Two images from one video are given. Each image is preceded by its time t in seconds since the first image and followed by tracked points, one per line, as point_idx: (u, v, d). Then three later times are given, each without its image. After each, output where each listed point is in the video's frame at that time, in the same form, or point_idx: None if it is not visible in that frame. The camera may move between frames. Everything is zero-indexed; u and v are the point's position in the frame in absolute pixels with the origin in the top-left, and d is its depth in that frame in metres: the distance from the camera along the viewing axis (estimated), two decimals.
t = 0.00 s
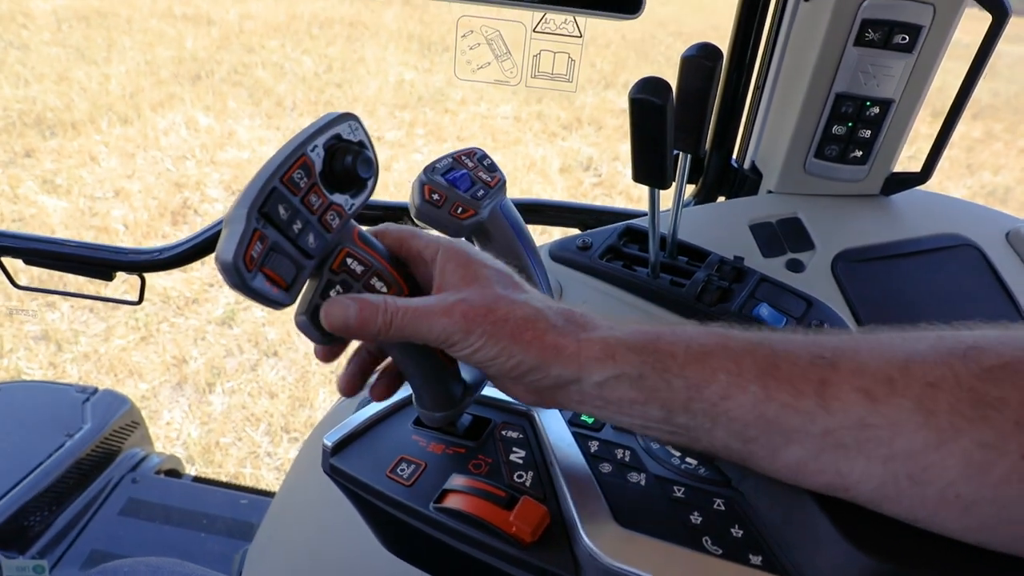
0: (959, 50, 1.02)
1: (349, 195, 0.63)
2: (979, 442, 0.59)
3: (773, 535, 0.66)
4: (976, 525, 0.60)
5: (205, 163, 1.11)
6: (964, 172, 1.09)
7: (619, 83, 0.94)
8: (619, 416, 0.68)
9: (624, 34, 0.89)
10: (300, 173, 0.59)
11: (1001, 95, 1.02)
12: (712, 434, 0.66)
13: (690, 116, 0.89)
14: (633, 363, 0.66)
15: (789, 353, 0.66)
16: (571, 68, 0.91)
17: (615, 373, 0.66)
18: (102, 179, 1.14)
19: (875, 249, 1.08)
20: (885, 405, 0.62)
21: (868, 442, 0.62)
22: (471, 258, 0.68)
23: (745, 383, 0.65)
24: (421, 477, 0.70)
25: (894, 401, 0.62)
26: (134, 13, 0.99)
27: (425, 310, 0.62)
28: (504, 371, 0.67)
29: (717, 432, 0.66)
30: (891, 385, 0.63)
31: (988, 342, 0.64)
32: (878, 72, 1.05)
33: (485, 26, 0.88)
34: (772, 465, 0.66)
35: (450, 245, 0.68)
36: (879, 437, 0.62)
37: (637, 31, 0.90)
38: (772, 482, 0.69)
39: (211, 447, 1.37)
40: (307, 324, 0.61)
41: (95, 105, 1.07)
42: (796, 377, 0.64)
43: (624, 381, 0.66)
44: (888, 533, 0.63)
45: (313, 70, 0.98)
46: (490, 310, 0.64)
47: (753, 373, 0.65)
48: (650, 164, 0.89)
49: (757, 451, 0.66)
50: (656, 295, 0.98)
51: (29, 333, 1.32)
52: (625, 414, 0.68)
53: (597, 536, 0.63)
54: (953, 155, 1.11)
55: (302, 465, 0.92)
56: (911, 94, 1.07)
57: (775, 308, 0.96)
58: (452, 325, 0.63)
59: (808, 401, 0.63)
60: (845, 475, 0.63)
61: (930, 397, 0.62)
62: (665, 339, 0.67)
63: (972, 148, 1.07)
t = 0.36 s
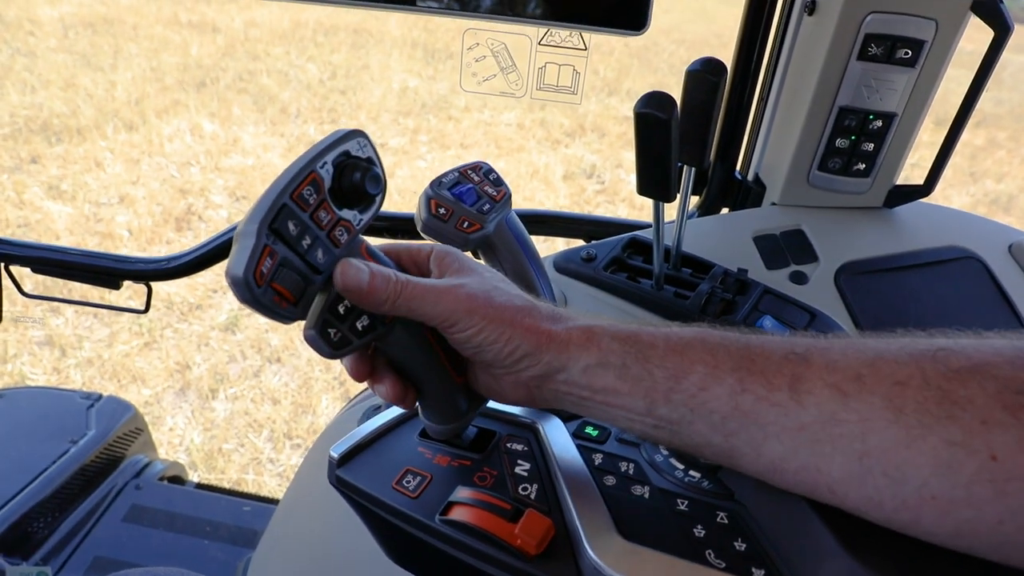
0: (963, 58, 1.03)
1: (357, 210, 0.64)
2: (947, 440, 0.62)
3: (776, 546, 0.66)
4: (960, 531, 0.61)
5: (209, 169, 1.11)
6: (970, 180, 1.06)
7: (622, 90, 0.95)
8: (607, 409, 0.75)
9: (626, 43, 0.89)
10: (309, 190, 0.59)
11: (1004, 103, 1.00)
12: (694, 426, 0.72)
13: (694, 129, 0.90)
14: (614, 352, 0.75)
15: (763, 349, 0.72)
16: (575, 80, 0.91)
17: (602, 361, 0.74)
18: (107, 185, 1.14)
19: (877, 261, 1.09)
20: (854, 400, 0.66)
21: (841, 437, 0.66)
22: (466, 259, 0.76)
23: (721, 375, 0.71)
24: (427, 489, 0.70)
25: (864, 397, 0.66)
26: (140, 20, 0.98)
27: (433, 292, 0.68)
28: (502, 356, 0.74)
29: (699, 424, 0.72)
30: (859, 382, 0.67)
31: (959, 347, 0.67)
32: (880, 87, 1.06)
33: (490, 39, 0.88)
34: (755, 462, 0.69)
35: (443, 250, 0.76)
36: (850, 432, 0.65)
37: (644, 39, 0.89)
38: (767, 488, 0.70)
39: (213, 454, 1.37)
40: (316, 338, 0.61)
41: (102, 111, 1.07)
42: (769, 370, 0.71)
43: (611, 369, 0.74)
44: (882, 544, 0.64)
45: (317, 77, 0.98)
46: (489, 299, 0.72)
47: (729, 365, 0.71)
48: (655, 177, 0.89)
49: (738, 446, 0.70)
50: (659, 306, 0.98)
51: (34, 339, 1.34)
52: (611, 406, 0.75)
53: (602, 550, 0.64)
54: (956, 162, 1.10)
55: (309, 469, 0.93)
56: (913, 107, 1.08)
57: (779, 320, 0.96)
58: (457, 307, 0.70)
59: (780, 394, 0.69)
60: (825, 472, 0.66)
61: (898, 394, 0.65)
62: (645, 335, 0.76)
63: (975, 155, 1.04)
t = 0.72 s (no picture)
0: (961, 65, 1.04)
1: (364, 218, 0.65)
2: (936, 445, 0.63)
3: (777, 550, 0.66)
4: (952, 535, 0.62)
5: (213, 174, 1.12)
6: (968, 184, 1.12)
7: (623, 96, 0.96)
8: (603, 411, 0.75)
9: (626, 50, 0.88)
10: (316, 199, 0.60)
11: (1002, 109, 1.04)
12: (688, 429, 0.72)
13: (695, 136, 0.90)
14: (608, 354, 0.75)
15: (756, 353, 0.73)
16: (578, 87, 0.93)
17: (595, 361, 0.75)
18: (112, 190, 1.16)
19: (876, 267, 1.10)
20: (844, 406, 0.67)
21: (831, 442, 0.67)
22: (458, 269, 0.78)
23: (714, 379, 0.72)
24: (432, 493, 0.71)
25: (854, 402, 0.67)
26: (144, 26, 0.99)
27: (424, 299, 0.69)
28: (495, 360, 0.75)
29: (693, 428, 0.72)
30: (849, 387, 0.68)
31: (949, 351, 0.68)
32: (879, 95, 1.07)
33: (493, 47, 0.89)
34: (748, 466, 0.70)
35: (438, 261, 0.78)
36: (839, 438, 0.66)
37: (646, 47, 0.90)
38: (767, 493, 0.71)
39: (218, 457, 1.39)
40: (324, 345, 0.62)
41: (107, 117, 1.08)
42: (761, 374, 0.71)
43: (604, 370, 0.75)
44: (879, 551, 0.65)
45: (320, 83, 0.99)
46: (481, 303, 0.74)
47: (722, 368, 0.72)
48: (657, 185, 0.90)
49: (731, 451, 0.71)
50: (660, 313, 0.99)
51: (39, 343, 1.36)
52: (606, 409, 0.75)
53: (605, 554, 0.64)
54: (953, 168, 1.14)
55: (313, 472, 0.93)
56: (913, 114, 1.08)
57: (779, 325, 0.97)
58: (449, 311, 0.71)
59: (771, 399, 0.70)
60: (817, 476, 0.67)
61: (888, 399, 0.66)
62: (638, 338, 0.76)
63: (973, 160, 1.10)
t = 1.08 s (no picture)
0: (954, 67, 1.06)
1: (367, 215, 0.67)
2: (946, 438, 0.65)
3: (775, 544, 0.67)
4: (955, 526, 0.64)
5: (219, 176, 1.13)
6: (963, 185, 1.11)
7: (623, 98, 0.97)
8: (614, 405, 0.77)
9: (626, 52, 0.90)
10: (321, 196, 0.62)
11: (996, 112, 1.03)
12: (698, 424, 0.74)
13: (694, 137, 0.93)
14: (620, 348, 0.76)
15: (767, 349, 0.75)
16: (578, 88, 0.94)
17: (609, 356, 0.76)
18: (119, 190, 1.17)
19: (873, 266, 1.11)
20: (854, 400, 0.69)
21: (840, 435, 0.68)
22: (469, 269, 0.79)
23: (726, 373, 0.74)
24: (434, 486, 0.72)
25: (862, 396, 0.69)
26: (152, 29, 1.02)
27: (432, 302, 0.71)
28: (510, 356, 0.76)
29: (703, 422, 0.74)
30: (859, 381, 0.70)
31: (957, 348, 0.70)
32: (875, 95, 1.08)
33: (494, 48, 0.90)
34: (755, 459, 0.71)
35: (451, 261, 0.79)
36: (849, 431, 0.68)
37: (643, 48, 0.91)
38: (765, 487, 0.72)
39: (222, 452, 1.41)
40: (328, 339, 0.64)
41: (113, 118, 1.10)
42: (772, 369, 0.73)
43: (618, 365, 0.76)
44: (884, 545, 0.65)
45: (324, 85, 1.01)
46: (491, 302, 0.75)
47: (734, 364, 0.73)
48: (656, 184, 0.93)
49: (740, 444, 0.72)
50: (659, 311, 1.01)
51: (47, 340, 1.40)
52: (620, 404, 0.77)
53: (604, 547, 0.66)
54: (948, 169, 1.15)
55: (316, 471, 0.95)
56: (908, 116, 1.10)
57: (777, 322, 0.99)
58: (457, 313, 0.72)
59: (782, 393, 0.71)
60: (824, 468, 0.68)
61: (898, 393, 0.68)
62: (650, 333, 0.78)
63: (970, 162, 1.09)
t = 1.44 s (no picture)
0: (955, 66, 1.05)
1: (365, 212, 0.66)
2: (934, 441, 0.64)
3: (774, 541, 0.67)
4: (942, 526, 0.62)
5: (217, 174, 1.13)
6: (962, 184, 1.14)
7: (622, 97, 0.97)
8: (596, 393, 0.75)
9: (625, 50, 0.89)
10: (318, 192, 0.61)
11: (995, 111, 1.05)
12: (683, 419, 0.72)
13: (692, 135, 0.93)
14: (605, 339, 0.74)
15: (756, 344, 0.73)
16: (577, 86, 0.94)
17: (592, 347, 0.74)
18: (117, 189, 1.17)
19: (871, 263, 1.11)
20: (844, 402, 0.68)
21: (829, 437, 0.67)
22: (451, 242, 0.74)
23: (715, 370, 0.72)
24: (432, 484, 0.72)
25: (853, 398, 0.67)
26: (149, 27, 1.01)
27: (408, 278, 0.66)
28: (484, 342, 0.73)
29: (688, 418, 0.72)
30: (849, 381, 0.68)
31: (946, 347, 0.69)
32: (875, 93, 1.08)
33: (494, 46, 0.90)
34: (743, 457, 0.70)
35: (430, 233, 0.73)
36: (838, 433, 0.67)
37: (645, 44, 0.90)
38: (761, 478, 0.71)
39: (221, 452, 1.40)
40: (324, 337, 0.63)
41: (111, 117, 1.09)
42: (762, 367, 0.71)
43: (602, 356, 0.74)
44: (871, 541, 0.63)
45: (323, 84, 1.00)
46: (470, 282, 0.70)
47: (723, 361, 0.71)
48: (655, 183, 0.93)
49: (727, 441, 0.71)
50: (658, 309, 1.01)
51: (45, 339, 1.39)
52: (601, 395, 0.75)
53: (603, 544, 0.65)
54: (947, 169, 1.15)
55: (313, 469, 0.95)
56: (908, 114, 1.10)
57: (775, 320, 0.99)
58: (432, 292, 0.68)
59: (771, 391, 0.70)
60: (812, 469, 0.67)
61: (887, 395, 0.67)
62: (637, 323, 0.75)
63: (968, 160, 1.11)
